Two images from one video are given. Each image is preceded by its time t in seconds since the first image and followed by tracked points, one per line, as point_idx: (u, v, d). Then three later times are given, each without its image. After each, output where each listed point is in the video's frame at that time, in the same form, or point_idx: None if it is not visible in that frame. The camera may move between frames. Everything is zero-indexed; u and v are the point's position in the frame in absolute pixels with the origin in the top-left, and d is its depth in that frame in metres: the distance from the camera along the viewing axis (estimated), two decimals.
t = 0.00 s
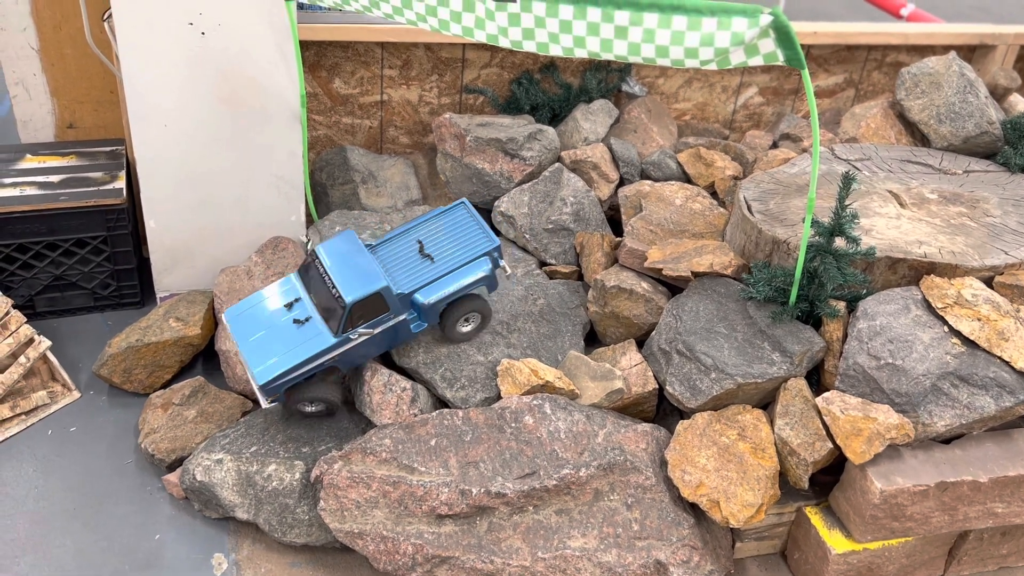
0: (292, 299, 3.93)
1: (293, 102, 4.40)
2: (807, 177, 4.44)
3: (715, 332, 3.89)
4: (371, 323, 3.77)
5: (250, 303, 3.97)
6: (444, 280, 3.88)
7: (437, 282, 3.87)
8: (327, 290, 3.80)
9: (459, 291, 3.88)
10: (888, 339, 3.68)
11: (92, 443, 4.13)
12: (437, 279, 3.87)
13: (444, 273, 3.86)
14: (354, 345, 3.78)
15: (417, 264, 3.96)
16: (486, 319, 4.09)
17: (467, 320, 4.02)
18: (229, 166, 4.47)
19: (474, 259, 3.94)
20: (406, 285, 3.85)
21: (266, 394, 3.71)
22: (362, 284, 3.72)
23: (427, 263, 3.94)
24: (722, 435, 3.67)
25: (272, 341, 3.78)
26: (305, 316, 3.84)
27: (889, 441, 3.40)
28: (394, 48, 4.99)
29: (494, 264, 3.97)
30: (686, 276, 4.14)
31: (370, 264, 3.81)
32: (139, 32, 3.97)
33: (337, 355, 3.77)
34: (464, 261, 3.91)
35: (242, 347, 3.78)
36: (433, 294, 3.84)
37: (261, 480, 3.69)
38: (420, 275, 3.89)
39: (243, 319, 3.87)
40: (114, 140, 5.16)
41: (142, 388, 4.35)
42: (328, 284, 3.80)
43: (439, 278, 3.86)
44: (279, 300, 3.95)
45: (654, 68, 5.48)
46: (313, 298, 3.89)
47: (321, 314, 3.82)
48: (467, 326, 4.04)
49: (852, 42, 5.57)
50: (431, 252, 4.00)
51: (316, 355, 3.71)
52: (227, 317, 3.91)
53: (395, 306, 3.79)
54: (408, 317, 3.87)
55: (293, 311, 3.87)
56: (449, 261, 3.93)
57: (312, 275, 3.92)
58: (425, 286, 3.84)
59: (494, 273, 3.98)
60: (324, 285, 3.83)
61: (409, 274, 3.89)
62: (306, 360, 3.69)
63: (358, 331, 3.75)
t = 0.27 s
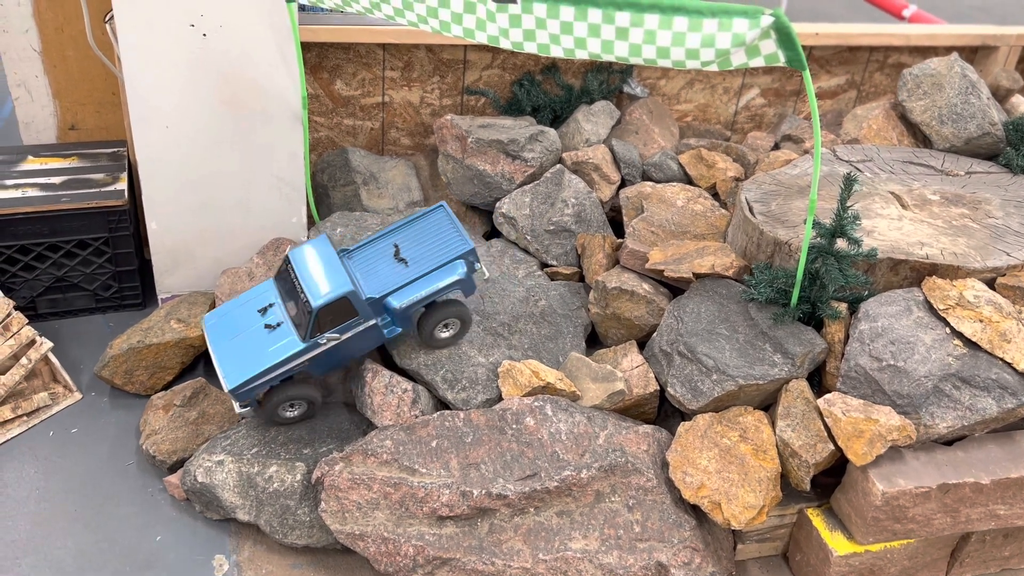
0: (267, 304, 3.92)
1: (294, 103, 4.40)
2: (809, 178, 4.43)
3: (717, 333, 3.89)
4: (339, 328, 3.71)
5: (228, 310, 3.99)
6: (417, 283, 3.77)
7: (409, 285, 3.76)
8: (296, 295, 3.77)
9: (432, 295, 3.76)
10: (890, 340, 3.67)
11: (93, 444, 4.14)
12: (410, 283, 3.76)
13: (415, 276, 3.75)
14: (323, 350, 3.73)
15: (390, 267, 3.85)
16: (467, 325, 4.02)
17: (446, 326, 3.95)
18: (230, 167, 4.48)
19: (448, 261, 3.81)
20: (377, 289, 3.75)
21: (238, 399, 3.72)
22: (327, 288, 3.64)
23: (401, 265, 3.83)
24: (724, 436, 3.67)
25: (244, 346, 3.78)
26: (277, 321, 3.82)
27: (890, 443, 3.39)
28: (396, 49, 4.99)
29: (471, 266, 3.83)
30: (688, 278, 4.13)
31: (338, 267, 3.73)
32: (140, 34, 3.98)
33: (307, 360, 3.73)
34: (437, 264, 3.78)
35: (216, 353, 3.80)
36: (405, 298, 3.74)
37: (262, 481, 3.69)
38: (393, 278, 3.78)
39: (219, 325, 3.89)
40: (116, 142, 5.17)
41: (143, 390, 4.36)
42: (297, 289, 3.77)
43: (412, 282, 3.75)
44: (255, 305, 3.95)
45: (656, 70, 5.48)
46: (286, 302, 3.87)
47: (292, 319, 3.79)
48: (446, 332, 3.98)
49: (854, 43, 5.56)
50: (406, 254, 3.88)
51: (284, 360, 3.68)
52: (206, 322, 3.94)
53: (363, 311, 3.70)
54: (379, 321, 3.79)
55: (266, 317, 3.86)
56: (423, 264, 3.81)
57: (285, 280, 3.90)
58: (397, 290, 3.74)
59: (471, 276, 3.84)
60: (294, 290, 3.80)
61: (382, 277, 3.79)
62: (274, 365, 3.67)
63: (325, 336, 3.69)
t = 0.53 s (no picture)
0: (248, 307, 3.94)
1: (297, 103, 4.41)
2: (811, 179, 4.42)
3: (719, 334, 3.88)
4: (313, 330, 3.69)
5: (211, 312, 4.02)
6: (394, 286, 3.70)
7: (386, 288, 3.69)
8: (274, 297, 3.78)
9: (409, 298, 3.68)
10: (892, 341, 3.66)
11: (95, 443, 4.14)
12: (387, 285, 3.69)
13: (392, 278, 3.68)
14: (298, 353, 3.73)
15: (369, 270, 3.79)
16: (449, 331, 4.00)
17: (428, 330, 3.95)
18: (232, 167, 4.48)
19: (426, 264, 3.72)
20: (354, 291, 3.70)
21: (214, 400, 3.73)
22: (301, 289, 3.64)
23: (380, 268, 3.76)
24: (725, 437, 3.66)
25: (222, 348, 3.79)
26: (256, 323, 3.83)
27: (893, 445, 3.39)
28: (398, 49, 4.99)
29: (450, 269, 3.74)
30: (690, 279, 4.12)
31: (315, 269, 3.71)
32: (142, 34, 3.98)
33: (282, 362, 3.72)
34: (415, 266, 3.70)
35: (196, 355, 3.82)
36: (381, 301, 3.67)
37: (264, 481, 3.69)
38: (371, 281, 3.72)
39: (201, 327, 3.92)
40: (119, 141, 5.17)
41: (145, 389, 4.37)
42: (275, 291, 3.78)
43: (388, 284, 3.68)
44: (237, 308, 3.98)
45: (659, 70, 5.47)
46: (266, 305, 3.88)
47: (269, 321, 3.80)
48: (429, 337, 3.97)
49: (858, 44, 5.55)
50: (386, 257, 3.81)
51: (259, 362, 3.68)
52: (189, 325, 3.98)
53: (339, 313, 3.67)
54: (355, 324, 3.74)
55: (245, 318, 3.88)
56: (402, 267, 3.74)
57: (266, 283, 3.92)
58: (374, 293, 3.68)
59: (450, 280, 3.74)
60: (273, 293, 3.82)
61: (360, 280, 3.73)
62: (249, 367, 3.68)
63: (300, 338, 3.68)
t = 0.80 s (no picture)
0: (231, 310, 3.95)
1: (301, 101, 4.40)
2: (816, 180, 4.41)
3: (722, 335, 3.88)
4: (289, 331, 3.68)
5: (195, 316, 4.03)
6: (372, 286, 3.68)
7: (364, 288, 3.67)
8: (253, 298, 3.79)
9: (386, 298, 3.65)
10: (897, 343, 3.65)
11: (98, 441, 4.15)
12: (365, 285, 3.67)
13: (370, 278, 3.66)
14: (274, 354, 3.71)
15: (350, 271, 3.78)
16: (432, 334, 3.96)
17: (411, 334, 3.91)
18: (235, 165, 4.48)
19: (405, 264, 3.70)
20: (333, 292, 3.68)
21: (193, 402, 3.72)
22: (277, 289, 3.64)
23: (360, 268, 3.75)
24: (729, 438, 3.65)
25: (202, 350, 3.80)
26: (236, 325, 3.84)
27: (897, 447, 3.37)
28: (403, 48, 4.99)
29: (429, 269, 3.71)
30: (694, 279, 4.11)
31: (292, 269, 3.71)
32: (147, 31, 3.98)
33: (259, 363, 3.71)
34: (393, 266, 3.68)
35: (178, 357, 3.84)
36: (359, 301, 3.65)
37: (266, 479, 3.69)
38: (350, 281, 3.71)
39: (185, 330, 3.94)
40: (123, 139, 5.18)
41: (148, 387, 4.37)
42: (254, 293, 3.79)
43: (366, 284, 3.66)
44: (221, 310, 3.99)
45: (664, 70, 5.47)
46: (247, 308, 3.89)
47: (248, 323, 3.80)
48: (413, 340, 3.93)
49: (863, 45, 5.54)
50: (367, 258, 3.80)
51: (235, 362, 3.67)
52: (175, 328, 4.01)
53: (315, 314, 3.65)
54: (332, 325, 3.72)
55: (226, 320, 3.90)
56: (380, 267, 3.72)
57: (248, 286, 3.93)
58: (351, 293, 3.66)
59: (429, 281, 3.71)
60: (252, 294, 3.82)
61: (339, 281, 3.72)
62: (225, 368, 3.67)
63: (275, 339, 3.67)
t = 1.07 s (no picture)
0: (223, 309, 3.96)
1: (309, 98, 4.41)
2: (824, 180, 4.40)
3: (728, 335, 3.87)
4: (276, 331, 3.67)
5: (189, 315, 4.05)
6: (360, 286, 3.66)
7: (352, 288, 3.66)
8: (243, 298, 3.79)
9: (374, 299, 3.64)
10: (903, 345, 3.63)
11: (104, 435, 4.16)
12: (353, 286, 3.66)
13: (358, 278, 3.65)
14: (262, 353, 3.69)
15: (340, 272, 3.78)
16: (424, 336, 3.90)
17: (404, 336, 3.86)
18: (242, 162, 4.49)
19: (393, 264, 3.68)
20: (321, 292, 3.68)
21: (182, 401, 3.73)
22: (265, 287, 3.64)
23: (349, 269, 3.75)
24: (734, 439, 3.65)
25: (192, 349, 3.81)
26: (226, 324, 3.84)
27: (902, 449, 3.37)
28: (410, 46, 4.99)
29: (418, 270, 3.68)
30: (700, 279, 4.11)
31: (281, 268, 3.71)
32: (156, 27, 3.99)
33: (246, 363, 3.70)
34: (381, 266, 3.67)
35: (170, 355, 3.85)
36: (347, 301, 3.64)
37: (271, 475, 3.70)
38: (339, 281, 3.70)
39: (178, 328, 3.96)
40: (131, 134, 5.19)
41: (154, 382, 4.39)
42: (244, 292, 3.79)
43: (354, 284, 3.65)
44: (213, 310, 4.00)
45: (671, 69, 5.46)
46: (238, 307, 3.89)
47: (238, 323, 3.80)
48: (404, 343, 3.87)
49: (872, 45, 5.52)
50: (357, 259, 3.80)
51: (223, 362, 3.67)
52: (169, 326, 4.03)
53: (302, 313, 3.64)
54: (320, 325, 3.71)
55: (217, 319, 3.90)
56: (369, 267, 3.71)
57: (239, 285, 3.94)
58: (339, 293, 3.66)
59: (417, 281, 3.68)
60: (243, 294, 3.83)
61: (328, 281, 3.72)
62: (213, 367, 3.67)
63: (263, 338, 3.66)
